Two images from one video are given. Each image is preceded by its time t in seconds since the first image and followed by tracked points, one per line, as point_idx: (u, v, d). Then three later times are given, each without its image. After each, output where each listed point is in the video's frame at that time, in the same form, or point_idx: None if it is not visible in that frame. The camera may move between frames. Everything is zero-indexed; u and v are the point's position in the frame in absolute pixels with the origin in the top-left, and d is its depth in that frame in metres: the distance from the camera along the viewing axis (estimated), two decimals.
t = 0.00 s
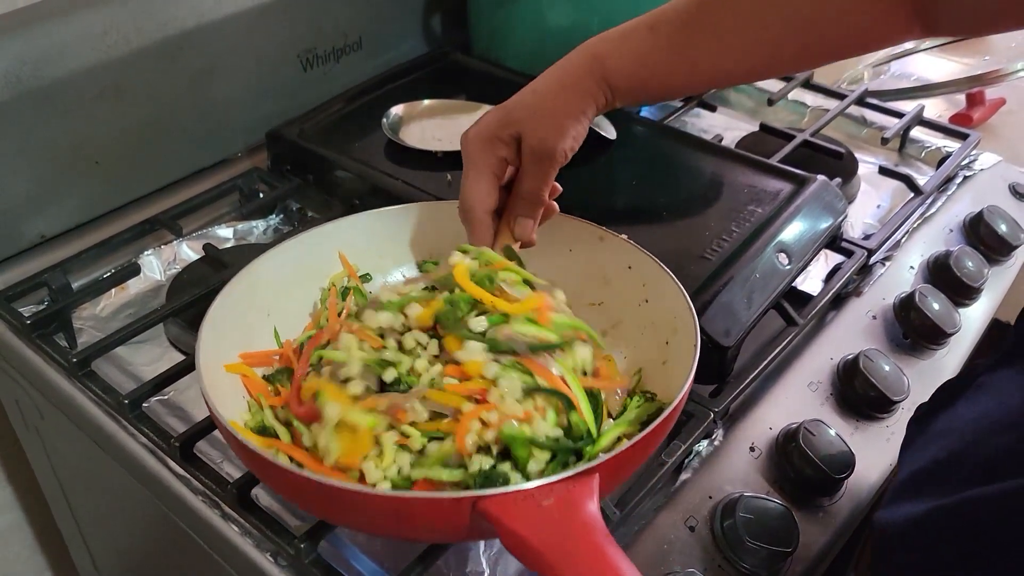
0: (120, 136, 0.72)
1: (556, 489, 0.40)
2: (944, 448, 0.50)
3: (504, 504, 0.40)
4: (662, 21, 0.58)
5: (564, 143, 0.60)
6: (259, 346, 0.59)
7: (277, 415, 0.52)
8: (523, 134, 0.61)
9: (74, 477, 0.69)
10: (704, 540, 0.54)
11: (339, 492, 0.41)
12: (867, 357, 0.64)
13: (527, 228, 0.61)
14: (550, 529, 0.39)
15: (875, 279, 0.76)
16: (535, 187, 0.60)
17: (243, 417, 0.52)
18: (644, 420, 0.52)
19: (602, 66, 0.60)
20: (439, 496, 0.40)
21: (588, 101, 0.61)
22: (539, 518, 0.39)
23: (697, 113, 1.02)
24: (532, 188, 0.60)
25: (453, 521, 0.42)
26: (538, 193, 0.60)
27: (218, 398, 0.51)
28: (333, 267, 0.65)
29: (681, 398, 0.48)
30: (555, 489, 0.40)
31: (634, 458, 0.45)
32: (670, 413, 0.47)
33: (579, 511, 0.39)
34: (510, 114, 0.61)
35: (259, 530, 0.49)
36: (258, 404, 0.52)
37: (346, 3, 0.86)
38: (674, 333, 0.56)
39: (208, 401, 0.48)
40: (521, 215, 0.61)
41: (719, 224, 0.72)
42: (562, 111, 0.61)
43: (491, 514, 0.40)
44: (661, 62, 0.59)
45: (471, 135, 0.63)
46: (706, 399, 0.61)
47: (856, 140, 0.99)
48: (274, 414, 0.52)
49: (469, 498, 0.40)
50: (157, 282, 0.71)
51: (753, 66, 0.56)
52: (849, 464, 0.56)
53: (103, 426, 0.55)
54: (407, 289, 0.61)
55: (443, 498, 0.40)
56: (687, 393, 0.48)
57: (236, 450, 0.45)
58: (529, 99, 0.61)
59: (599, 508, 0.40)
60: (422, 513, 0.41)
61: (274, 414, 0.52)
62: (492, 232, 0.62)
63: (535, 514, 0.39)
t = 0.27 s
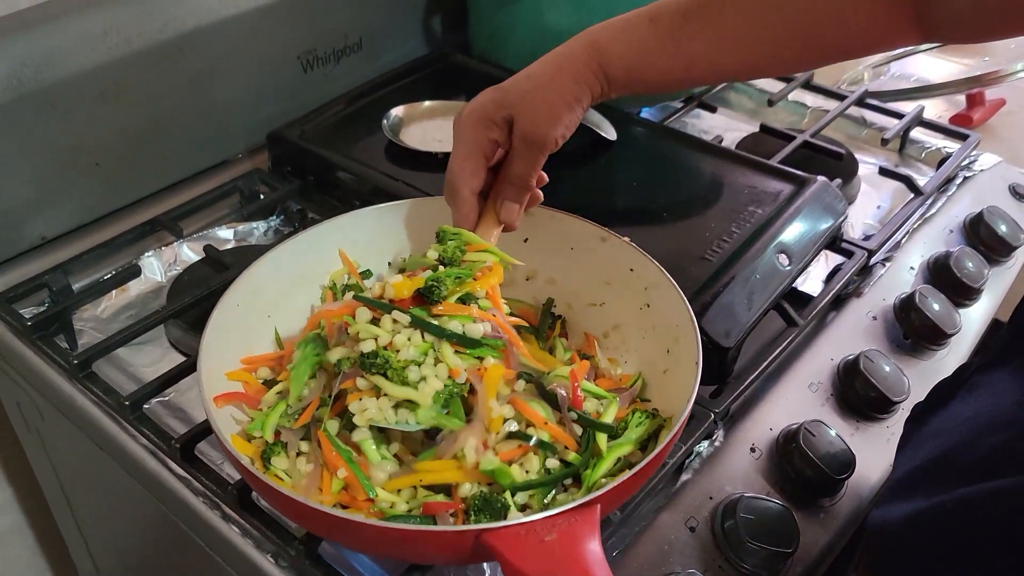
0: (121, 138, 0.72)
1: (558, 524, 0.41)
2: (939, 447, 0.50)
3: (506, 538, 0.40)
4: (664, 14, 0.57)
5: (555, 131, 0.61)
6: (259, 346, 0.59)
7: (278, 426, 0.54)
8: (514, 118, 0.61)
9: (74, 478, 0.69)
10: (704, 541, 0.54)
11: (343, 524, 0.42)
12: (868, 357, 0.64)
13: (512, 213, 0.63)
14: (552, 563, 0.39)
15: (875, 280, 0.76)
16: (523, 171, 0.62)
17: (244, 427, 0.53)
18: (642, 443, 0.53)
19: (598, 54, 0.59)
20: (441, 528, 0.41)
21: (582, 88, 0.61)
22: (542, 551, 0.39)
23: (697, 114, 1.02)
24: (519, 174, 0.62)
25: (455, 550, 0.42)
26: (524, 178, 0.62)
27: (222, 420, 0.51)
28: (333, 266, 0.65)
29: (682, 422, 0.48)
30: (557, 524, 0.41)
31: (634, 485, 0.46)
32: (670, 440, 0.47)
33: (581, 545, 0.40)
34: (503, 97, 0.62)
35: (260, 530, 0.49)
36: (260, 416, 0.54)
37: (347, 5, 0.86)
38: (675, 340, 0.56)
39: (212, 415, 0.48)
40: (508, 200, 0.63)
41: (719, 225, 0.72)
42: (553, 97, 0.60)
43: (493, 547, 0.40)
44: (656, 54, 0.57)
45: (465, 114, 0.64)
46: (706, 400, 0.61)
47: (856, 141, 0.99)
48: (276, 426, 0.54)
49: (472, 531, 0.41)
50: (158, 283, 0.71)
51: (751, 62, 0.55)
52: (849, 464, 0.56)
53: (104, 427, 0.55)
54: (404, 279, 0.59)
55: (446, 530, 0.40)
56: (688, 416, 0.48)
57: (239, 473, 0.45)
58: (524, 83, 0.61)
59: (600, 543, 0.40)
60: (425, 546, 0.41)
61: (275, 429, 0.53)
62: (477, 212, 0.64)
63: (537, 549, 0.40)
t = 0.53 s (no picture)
0: (119, 140, 0.73)
1: (555, 526, 0.41)
2: (936, 446, 0.50)
3: (504, 541, 0.40)
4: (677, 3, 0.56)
5: (562, 113, 0.61)
6: (257, 346, 0.59)
7: (277, 427, 0.54)
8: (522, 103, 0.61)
9: (73, 480, 0.69)
10: (702, 541, 0.54)
11: (341, 526, 0.42)
12: (865, 357, 0.64)
13: (517, 195, 0.63)
14: (549, 566, 0.39)
15: (873, 280, 0.76)
16: (530, 151, 0.62)
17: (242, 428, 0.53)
18: (639, 443, 0.53)
19: (605, 39, 0.59)
20: (440, 531, 0.41)
21: (590, 72, 0.60)
22: (540, 554, 0.39)
23: (695, 114, 1.02)
24: (525, 154, 0.62)
25: (452, 552, 0.42)
26: (529, 158, 0.63)
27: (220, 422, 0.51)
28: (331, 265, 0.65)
29: (679, 423, 0.48)
30: (555, 526, 0.41)
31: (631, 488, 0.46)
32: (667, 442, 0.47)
33: (578, 548, 0.40)
34: (510, 79, 0.62)
35: (258, 531, 0.49)
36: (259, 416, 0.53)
37: (346, 6, 0.86)
38: (672, 342, 0.56)
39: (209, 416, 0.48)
40: (512, 181, 0.63)
41: (717, 225, 0.73)
42: (560, 81, 0.60)
43: (491, 550, 0.40)
44: (664, 40, 0.56)
45: (473, 95, 0.64)
46: (704, 400, 0.61)
47: (854, 141, 0.99)
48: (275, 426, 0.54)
49: (470, 533, 0.41)
50: (156, 284, 0.71)
51: (758, 54, 0.55)
52: (846, 464, 0.57)
53: (102, 428, 0.55)
54: (406, 252, 0.58)
55: (443, 532, 0.40)
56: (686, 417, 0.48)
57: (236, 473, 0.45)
58: (531, 65, 0.61)
59: (597, 545, 0.40)
60: (423, 548, 0.41)
61: (274, 430, 0.53)
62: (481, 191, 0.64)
63: (534, 551, 0.40)
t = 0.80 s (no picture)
0: (120, 140, 0.73)
1: (556, 525, 0.41)
2: (935, 445, 0.50)
3: (506, 541, 0.40)
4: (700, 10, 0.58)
5: (578, 115, 0.63)
6: (258, 346, 0.59)
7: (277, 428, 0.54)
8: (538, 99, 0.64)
9: (73, 480, 0.69)
10: (703, 541, 0.54)
11: (341, 526, 0.42)
12: (865, 357, 0.64)
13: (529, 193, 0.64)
14: (550, 565, 0.39)
15: (873, 280, 0.76)
16: (543, 150, 0.64)
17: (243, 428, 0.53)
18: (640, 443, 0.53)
19: (628, 44, 0.61)
20: (441, 531, 0.41)
21: (609, 76, 0.63)
22: (541, 554, 0.39)
23: (694, 115, 1.02)
24: (540, 152, 0.64)
25: (453, 552, 0.42)
26: (543, 157, 0.64)
27: (221, 422, 0.51)
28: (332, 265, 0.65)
29: (679, 423, 0.48)
30: (556, 526, 0.41)
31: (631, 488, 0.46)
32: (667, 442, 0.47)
33: (579, 547, 0.40)
34: (531, 79, 0.64)
35: (259, 531, 0.49)
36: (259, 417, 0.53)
37: (346, 6, 0.86)
38: (672, 341, 0.56)
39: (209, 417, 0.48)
40: (524, 178, 0.64)
41: (717, 225, 0.73)
42: (579, 82, 0.63)
43: (492, 549, 0.40)
44: (688, 46, 0.59)
45: (493, 91, 0.66)
46: (704, 400, 0.61)
47: (854, 141, 0.99)
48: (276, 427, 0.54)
49: (471, 532, 0.41)
50: (156, 285, 0.71)
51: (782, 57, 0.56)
52: (846, 464, 0.57)
53: (103, 428, 0.55)
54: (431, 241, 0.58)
55: (444, 532, 0.40)
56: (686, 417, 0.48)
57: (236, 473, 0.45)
58: (553, 67, 0.64)
59: (598, 545, 0.40)
60: (424, 547, 0.41)
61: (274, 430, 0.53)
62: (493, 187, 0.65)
63: (535, 551, 0.40)
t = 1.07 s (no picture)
0: (121, 142, 0.73)
1: (558, 528, 0.41)
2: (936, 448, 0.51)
3: (507, 543, 0.40)
4: (709, 18, 0.58)
5: (584, 127, 0.61)
6: (259, 348, 0.59)
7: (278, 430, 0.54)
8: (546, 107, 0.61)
9: (74, 482, 0.70)
10: (704, 543, 0.54)
11: (343, 528, 0.42)
12: (866, 359, 0.64)
13: (530, 202, 0.61)
14: (551, 568, 0.39)
15: (874, 282, 0.76)
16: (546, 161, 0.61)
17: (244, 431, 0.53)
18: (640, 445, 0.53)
19: (637, 54, 0.61)
20: (442, 533, 0.41)
21: (619, 88, 0.62)
22: (543, 556, 0.39)
23: (695, 117, 1.02)
24: (544, 162, 0.61)
25: (455, 554, 0.42)
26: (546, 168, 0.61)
27: (223, 425, 0.51)
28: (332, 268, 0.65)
29: (681, 425, 0.48)
30: (557, 528, 0.41)
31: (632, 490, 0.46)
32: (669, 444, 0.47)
33: (581, 550, 0.40)
34: (541, 84, 0.61)
35: (260, 533, 0.50)
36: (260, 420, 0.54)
37: (347, 9, 0.87)
38: (674, 344, 0.56)
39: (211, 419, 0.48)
40: (526, 189, 0.61)
41: (718, 228, 0.73)
42: (588, 91, 0.61)
43: (493, 551, 0.40)
44: (698, 56, 0.59)
45: (500, 93, 0.62)
46: (705, 402, 0.61)
47: (854, 144, 0.99)
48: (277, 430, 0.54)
49: (473, 535, 0.41)
50: (158, 287, 0.71)
51: (788, 70, 0.56)
52: (847, 466, 0.57)
53: (104, 430, 0.55)
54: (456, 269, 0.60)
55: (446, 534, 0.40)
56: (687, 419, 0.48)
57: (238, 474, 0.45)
58: (562, 75, 0.62)
59: (599, 548, 0.40)
60: (426, 550, 0.42)
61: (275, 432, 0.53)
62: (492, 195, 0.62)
63: (536, 553, 0.40)
